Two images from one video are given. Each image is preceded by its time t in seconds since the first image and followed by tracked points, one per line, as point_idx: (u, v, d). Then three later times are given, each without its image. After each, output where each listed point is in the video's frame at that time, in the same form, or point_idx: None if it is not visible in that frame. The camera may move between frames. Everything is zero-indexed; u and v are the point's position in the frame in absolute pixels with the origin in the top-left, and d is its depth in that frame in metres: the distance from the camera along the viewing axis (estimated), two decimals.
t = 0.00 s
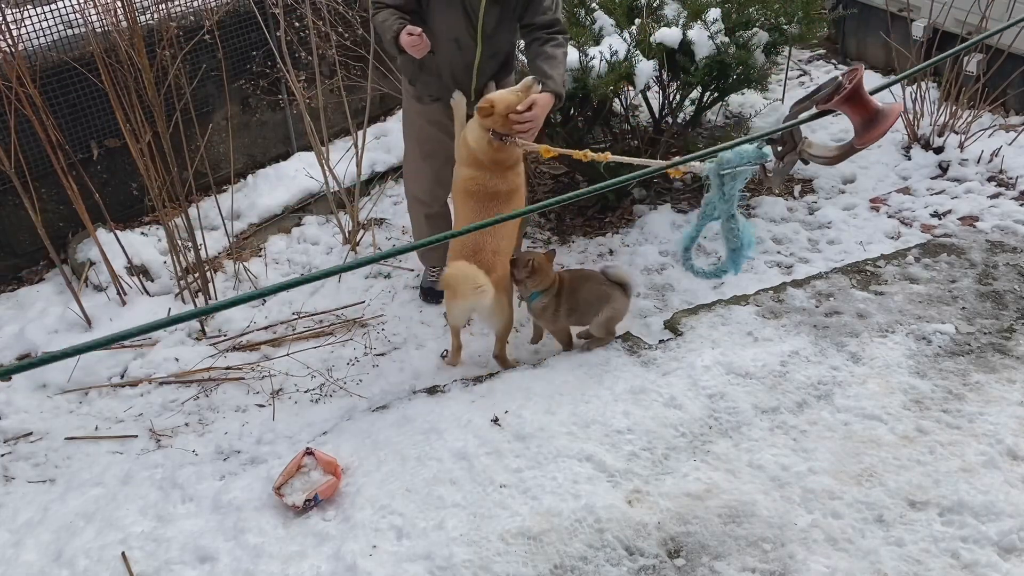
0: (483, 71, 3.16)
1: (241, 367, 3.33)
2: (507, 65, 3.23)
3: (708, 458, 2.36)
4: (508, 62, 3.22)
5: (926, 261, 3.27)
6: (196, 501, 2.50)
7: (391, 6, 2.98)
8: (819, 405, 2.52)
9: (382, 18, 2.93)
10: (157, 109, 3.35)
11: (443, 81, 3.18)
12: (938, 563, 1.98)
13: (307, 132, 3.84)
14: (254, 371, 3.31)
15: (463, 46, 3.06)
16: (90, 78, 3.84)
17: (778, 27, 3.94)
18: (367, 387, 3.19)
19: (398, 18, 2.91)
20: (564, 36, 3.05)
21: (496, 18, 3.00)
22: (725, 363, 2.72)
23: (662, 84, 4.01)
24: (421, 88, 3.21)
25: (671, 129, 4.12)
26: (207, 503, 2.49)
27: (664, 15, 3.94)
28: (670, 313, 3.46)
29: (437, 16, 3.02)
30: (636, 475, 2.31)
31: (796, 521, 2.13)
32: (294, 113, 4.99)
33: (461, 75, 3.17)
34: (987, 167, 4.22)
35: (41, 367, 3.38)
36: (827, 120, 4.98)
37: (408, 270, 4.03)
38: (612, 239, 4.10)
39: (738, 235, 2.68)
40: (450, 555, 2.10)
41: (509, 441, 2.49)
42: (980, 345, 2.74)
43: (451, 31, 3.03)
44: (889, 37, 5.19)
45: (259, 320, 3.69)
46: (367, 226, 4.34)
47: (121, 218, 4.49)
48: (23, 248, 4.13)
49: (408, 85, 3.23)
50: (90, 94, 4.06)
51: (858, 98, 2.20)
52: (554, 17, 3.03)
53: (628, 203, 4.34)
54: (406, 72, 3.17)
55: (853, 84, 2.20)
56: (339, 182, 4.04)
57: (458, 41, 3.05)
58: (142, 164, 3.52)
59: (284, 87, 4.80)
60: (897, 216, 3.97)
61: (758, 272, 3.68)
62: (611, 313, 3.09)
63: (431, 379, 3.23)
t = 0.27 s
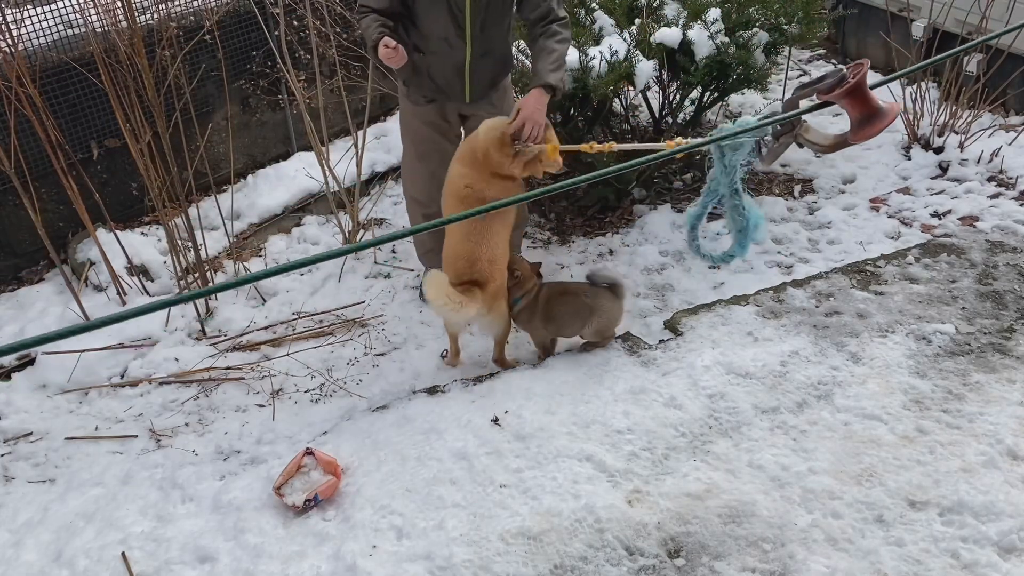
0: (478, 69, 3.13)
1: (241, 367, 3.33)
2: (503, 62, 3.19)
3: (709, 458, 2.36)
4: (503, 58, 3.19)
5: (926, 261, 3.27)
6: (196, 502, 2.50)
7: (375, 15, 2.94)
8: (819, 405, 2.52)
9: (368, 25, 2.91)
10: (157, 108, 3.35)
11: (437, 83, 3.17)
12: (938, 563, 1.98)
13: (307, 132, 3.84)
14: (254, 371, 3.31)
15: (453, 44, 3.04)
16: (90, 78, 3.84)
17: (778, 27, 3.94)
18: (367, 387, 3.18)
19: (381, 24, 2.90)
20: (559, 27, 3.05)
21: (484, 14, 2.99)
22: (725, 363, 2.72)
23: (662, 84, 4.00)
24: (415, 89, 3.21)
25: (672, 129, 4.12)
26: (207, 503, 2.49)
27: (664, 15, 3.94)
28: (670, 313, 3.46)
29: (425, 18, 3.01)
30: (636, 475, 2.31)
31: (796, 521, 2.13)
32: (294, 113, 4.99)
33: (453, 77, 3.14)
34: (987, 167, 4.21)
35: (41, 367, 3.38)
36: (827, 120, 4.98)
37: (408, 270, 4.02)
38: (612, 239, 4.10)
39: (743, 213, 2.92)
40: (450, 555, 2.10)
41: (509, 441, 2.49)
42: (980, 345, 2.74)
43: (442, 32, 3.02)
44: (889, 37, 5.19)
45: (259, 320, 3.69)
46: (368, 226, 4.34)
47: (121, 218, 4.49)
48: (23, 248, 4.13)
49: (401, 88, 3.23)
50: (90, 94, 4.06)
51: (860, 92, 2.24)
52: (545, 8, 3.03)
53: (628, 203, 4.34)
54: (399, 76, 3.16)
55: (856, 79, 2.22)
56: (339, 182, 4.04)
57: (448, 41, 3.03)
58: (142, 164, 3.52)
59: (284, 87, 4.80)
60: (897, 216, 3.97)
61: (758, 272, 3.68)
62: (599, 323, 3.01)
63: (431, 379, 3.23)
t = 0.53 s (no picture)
0: (471, 71, 3.16)
1: (241, 367, 3.33)
2: (497, 65, 3.22)
3: (709, 458, 2.36)
4: (497, 60, 3.21)
5: (926, 261, 3.27)
6: (196, 502, 2.50)
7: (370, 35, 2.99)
8: (819, 405, 2.52)
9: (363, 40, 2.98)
10: (157, 108, 3.35)
11: (431, 87, 3.20)
12: (938, 563, 1.98)
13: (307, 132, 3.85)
14: (254, 371, 3.31)
15: (444, 48, 3.08)
16: (90, 77, 3.84)
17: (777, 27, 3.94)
18: (367, 387, 3.18)
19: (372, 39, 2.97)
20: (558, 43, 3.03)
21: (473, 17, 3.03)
22: (725, 363, 2.72)
23: (662, 84, 4.01)
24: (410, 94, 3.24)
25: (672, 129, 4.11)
26: (207, 503, 2.49)
27: (664, 16, 3.94)
28: (670, 313, 3.46)
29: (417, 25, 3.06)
30: (636, 475, 2.31)
31: (796, 521, 2.13)
32: (294, 113, 4.99)
33: (447, 81, 3.18)
34: (987, 167, 4.21)
35: (41, 367, 3.37)
36: (827, 120, 4.98)
37: (408, 270, 4.02)
38: (612, 239, 4.10)
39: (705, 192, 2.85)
40: (450, 555, 2.10)
41: (509, 441, 2.49)
42: (980, 345, 2.74)
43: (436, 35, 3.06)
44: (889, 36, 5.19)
45: (259, 321, 3.69)
46: (368, 226, 4.34)
47: (121, 218, 4.49)
48: (23, 248, 4.13)
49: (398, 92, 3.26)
50: (90, 94, 4.06)
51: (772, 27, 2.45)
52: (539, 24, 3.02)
53: (628, 203, 4.34)
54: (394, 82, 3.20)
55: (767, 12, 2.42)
56: (339, 182, 4.05)
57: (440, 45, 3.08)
58: (142, 164, 3.52)
59: (284, 87, 4.80)
60: (897, 216, 3.97)
61: (757, 272, 3.68)
62: (590, 321, 2.92)
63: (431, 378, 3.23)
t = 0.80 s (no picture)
0: (470, 72, 3.18)
1: (241, 367, 3.33)
2: (496, 67, 3.25)
3: (709, 458, 2.36)
4: (495, 62, 3.24)
5: (926, 261, 3.27)
6: (196, 501, 2.50)
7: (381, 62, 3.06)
8: (819, 405, 2.52)
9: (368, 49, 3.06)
10: (156, 107, 3.35)
11: (432, 90, 3.22)
12: (938, 563, 1.98)
13: (307, 132, 3.84)
14: (255, 370, 3.31)
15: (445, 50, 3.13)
16: (89, 77, 3.84)
17: (777, 27, 3.94)
18: (367, 387, 3.18)
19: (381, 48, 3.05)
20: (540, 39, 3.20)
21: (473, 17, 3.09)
22: (725, 363, 2.72)
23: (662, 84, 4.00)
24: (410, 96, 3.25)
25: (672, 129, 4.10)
26: (207, 503, 2.49)
27: (664, 15, 3.94)
28: (671, 313, 3.45)
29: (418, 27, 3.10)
30: (636, 475, 2.31)
31: (796, 521, 2.13)
32: (294, 113, 4.99)
33: (447, 83, 3.19)
34: (987, 167, 4.21)
35: (41, 367, 3.37)
36: (827, 120, 4.98)
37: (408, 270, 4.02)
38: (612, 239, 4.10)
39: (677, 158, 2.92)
40: (450, 555, 2.10)
41: (509, 441, 2.49)
42: (980, 345, 2.74)
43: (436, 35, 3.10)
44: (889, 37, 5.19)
45: (259, 320, 3.69)
46: (368, 226, 4.34)
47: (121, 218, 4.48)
48: (23, 248, 4.13)
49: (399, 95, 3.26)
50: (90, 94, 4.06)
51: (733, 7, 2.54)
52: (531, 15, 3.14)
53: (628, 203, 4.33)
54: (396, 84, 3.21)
55: None
56: (339, 183, 4.05)
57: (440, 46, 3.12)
58: (142, 164, 3.52)
59: (284, 87, 4.80)
60: (897, 216, 3.97)
61: (757, 273, 3.68)
62: (602, 328, 2.85)
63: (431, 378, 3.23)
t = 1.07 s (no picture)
0: (474, 65, 3.17)
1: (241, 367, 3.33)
2: (499, 59, 3.25)
3: (708, 458, 2.36)
4: (499, 54, 3.25)
5: (926, 261, 3.27)
6: (196, 501, 2.51)
7: (380, 75, 3.12)
8: (819, 405, 2.52)
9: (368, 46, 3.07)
10: (156, 107, 3.36)
11: (435, 87, 3.18)
12: (938, 563, 1.98)
13: (307, 132, 3.84)
14: (255, 370, 3.31)
15: (445, 42, 3.12)
16: (90, 77, 3.84)
17: (777, 27, 3.94)
18: (367, 387, 3.18)
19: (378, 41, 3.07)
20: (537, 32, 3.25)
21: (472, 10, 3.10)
22: (725, 363, 2.72)
23: (662, 84, 4.00)
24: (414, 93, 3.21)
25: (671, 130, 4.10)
26: (207, 503, 2.49)
27: (664, 15, 3.94)
28: (671, 313, 3.45)
29: (417, 22, 3.09)
30: (636, 475, 2.31)
31: (796, 521, 2.13)
32: (294, 113, 4.99)
33: (449, 79, 3.16)
34: (987, 167, 4.22)
35: (41, 367, 3.37)
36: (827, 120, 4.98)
37: (408, 270, 4.02)
38: (612, 239, 4.09)
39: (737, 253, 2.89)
40: (450, 555, 2.10)
41: (509, 441, 2.49)
42: (980, 345, 2.74)
43: (436, 28, 3.09)
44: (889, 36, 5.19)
45: (259, 321, 3.69)
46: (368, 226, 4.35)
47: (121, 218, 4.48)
48: (23, 248, 4.13)
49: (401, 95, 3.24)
50: (90, 94, 4.06)
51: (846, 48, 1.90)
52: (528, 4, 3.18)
53: (628, 203, 4.33)
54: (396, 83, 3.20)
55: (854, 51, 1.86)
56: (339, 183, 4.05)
57: (439, 38, 3.11)
58: (142, 164, 3.52)
59: (284, 87, 4.80)
60: (897, 216, 3.97)
61: (757, 273, 3.68)
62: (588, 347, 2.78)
63: (431, 378, 3.23)
